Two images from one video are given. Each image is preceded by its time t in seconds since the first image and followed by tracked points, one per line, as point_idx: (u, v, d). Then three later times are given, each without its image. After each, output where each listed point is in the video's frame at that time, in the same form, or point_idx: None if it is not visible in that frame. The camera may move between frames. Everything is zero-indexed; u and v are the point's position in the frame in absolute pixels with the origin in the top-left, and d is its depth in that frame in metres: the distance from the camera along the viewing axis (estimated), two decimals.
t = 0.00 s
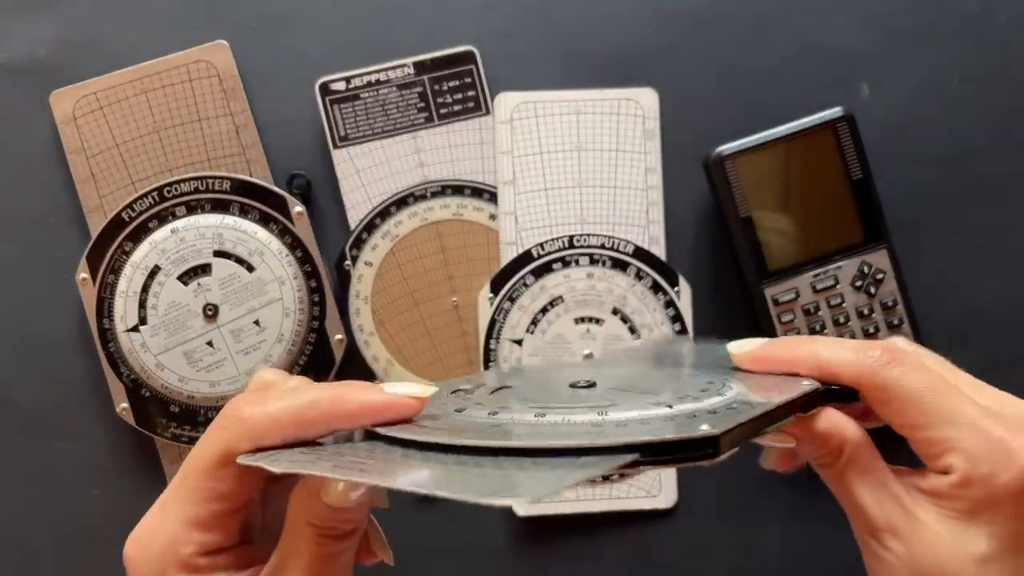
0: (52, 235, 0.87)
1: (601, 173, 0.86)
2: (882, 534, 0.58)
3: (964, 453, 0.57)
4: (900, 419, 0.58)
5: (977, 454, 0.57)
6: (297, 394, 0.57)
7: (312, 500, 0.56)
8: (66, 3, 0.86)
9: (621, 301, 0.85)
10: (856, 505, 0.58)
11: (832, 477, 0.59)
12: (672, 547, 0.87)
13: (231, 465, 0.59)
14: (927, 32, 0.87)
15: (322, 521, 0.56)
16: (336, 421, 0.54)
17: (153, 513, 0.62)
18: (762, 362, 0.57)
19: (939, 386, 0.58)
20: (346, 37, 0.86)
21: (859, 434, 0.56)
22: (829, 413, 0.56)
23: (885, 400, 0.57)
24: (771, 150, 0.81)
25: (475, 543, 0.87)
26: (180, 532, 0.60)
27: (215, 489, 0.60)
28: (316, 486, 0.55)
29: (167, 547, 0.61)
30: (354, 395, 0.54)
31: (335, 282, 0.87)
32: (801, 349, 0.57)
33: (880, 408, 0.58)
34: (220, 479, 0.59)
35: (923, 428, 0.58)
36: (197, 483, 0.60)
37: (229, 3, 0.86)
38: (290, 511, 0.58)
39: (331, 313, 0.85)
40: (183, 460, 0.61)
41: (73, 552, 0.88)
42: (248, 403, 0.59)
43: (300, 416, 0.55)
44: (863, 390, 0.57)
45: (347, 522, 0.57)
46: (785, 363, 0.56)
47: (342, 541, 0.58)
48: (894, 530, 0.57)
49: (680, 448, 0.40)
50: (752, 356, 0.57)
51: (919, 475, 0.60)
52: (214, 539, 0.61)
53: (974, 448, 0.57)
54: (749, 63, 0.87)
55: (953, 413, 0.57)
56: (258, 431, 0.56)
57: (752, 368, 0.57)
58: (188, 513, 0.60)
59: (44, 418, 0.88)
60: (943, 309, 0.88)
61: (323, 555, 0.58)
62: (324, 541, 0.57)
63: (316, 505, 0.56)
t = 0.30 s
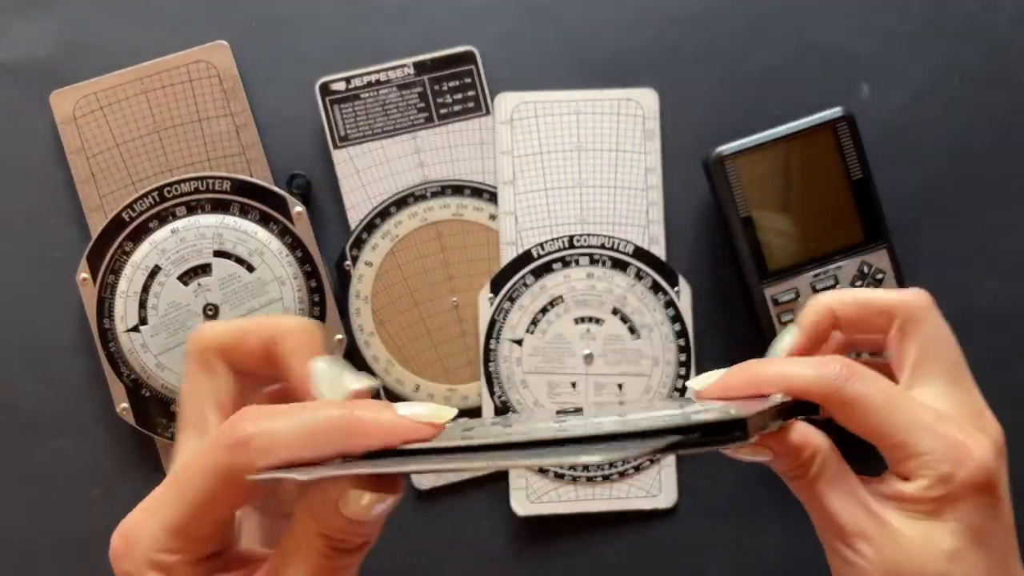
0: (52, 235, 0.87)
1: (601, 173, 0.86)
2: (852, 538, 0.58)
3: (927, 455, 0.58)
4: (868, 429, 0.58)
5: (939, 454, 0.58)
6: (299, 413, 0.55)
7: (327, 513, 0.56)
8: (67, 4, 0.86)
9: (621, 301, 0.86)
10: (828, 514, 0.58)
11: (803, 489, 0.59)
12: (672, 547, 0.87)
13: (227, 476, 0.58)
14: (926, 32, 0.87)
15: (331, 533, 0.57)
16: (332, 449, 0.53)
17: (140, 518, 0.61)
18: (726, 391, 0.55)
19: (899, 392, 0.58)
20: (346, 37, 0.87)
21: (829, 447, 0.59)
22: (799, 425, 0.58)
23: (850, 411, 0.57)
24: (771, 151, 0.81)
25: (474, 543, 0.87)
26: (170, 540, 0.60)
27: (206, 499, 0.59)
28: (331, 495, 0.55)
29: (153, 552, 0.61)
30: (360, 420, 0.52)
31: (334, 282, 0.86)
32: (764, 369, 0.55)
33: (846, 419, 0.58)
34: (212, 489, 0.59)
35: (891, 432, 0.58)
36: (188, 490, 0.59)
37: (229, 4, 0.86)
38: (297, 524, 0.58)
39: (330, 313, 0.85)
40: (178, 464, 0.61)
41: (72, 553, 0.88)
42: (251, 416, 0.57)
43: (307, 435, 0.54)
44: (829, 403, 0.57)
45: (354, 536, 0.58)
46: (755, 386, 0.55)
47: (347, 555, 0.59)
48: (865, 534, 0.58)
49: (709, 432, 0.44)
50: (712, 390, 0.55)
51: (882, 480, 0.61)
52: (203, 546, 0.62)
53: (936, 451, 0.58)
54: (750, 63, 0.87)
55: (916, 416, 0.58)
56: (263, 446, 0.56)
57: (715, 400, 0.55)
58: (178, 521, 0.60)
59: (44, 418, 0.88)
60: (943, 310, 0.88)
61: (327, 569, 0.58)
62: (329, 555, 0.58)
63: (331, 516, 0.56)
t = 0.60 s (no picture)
0: (52, 235, 0.87)
1: (601, 173, 0.86)
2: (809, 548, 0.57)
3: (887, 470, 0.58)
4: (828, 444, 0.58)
5: (899, 469, 0.58)
6: (219, 376, 0.59)
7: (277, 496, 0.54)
8: (67, 3, 0.86)
9: (621, 301, 0.86)
10: (787, 525, 0.57)
11: (765, 500, 0.58)
12: (672, 548, 0.87)
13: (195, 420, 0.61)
14: (927, 32, 0.87)
15: (290, 520, 0.54)
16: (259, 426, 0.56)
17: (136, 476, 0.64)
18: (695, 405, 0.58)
19: (860, 409, 0.58)
20: (346, 37, 0.86)
21: (793, 458, 0.57)
22: (764, 438, 0.56)
23: (811, 427, 0.58)
24: (772, 151, 0.81)
25: (474, 542, 0.87)
26: (154, 495, 0.62)
27: (181, 444, 0.62)
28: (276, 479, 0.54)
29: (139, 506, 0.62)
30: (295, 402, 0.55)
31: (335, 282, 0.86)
32: (731, 387, 0.58)
33: (808, 435, 0.58)
34: (186, 433, 0.61)
35: (851, 446, 0.58)
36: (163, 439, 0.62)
37: (229, 4, 0.86)
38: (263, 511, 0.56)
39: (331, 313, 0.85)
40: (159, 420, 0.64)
41: (72, 553, 0.88)
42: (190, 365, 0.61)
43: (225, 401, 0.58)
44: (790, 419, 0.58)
45: (316, 527, 0.54)
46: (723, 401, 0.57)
47: (314, 547, 0.55)
48: (823, 543, 0.57)
49: (678, 421, 0.43)
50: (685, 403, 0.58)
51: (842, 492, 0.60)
52: (191, 505, 0.62)
53: (894, 465, 0.58)
54: (750, 62, 0.87)
55: (875, 432, 0.58)
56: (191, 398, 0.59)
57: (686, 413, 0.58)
58: (161, 472, 0.62)
59: (44, 418, 0.88)
60: (943, 310, 0.88)
61: (291, 561, 0.55)
62: (293, 547, 0.55)
63: (283, 500, 0.53)
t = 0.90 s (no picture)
0: (52, 236, 0.87)
1: (601, 173, 0.86)
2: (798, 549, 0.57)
3: (876, 469, 0.58)
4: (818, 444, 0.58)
5: (889, 469, 0.58)
6: (203, 378, 0.59)
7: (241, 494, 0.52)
8: (67, 3, 0.86)
9: (621, 301, 0.85)
10: (777, 526, 0.57)
11: (754, 501, 0.57)
12: (672, 548, 0.87)
13: (171, 423, 0.61)
14: (927, 32, 0.87)
15: (255, 518, 0.52)
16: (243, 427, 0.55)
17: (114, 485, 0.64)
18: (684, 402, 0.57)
19: (849, 409, 0.58)
20: (346, 37, 0.86)
21: (784, 459, 0.56)
22: (755, 437, 0.55)
23: (802, 427, 0.57)
24: (772, 151, 0.81)
25: (474, 543, 0.87)
26: (132, 503, 0.62)
27: (156, 449, 0.62)
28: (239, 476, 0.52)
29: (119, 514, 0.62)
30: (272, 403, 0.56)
31: (335, 281, 0.86)
32: (724, 387, 0.58)
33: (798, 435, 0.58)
34: (162, 437, 0.61)
35: (841, 446, 0.58)
36: (138, 444, 0.62)
37: (229, 4, 0.86)
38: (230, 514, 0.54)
39: (331, 313, 0.85)
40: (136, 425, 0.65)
41: (72, 553, 0.88)
42: (171, 366, 0.61)
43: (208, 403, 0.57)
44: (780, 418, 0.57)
45: (286, 527, 0.52)
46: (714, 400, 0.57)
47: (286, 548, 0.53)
48: (814, 545, 0.57)
49: (674, 411, 0.41)
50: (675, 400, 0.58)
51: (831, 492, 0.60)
52: (167, 512, 0.62)
53: (883, 465, 0.58)
54: (750, 62, 0.87)
55: (865, 433, 0.58)
56: (170, 402, 0.59)
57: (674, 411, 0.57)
58: (138, 478, 0.62)
59: (44, 418, 0.88)
60: (943, 309, 0.87)
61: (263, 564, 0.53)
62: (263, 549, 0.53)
63: (248, 498, 0.52)
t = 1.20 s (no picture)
0: (52, 236, 0.87)
1: (601, 173, 0.86)
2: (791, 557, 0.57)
3: (868, 478, 0.58)
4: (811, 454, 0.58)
5: (882, 479, 0.58)
6: (204, 389, 0.59)
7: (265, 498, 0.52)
8: (67, 4, 0.86)
9: (621, 301, 0.85)
10: (772, 534, 0.57)
11: (748, 510, 0.57)
12: (672, 548, 0.87)
13: (173, 427, 0.61)
14: (928, 32, 0.87)
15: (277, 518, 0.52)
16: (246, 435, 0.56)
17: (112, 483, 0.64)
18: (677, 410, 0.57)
19: (842, 419, 0.58)
20: (346, 36, 0.86)
21: (777, 468, 0.57)
22: (749, 447, 0.56)
23: (796, 435, 0.57)
24: (771, 150, 0.81)
25: (474, 543, 0.87)
26: (131, 501, 0.62)
27: (158, 450, 0.62)
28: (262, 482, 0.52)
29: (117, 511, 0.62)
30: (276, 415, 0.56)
31: (336, 281, 0.86)
32: (718, 396, 0.58)
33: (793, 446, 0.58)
34: (165, 439, 0.61)
35: (835, 456, 0.58)
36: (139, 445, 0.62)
37: (229, 3, 0.86)
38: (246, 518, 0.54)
39: (331, 313, 0.85)
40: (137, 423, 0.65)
41: (73, 553, 0.88)
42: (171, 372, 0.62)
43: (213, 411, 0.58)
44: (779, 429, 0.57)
45: (304, 533, 0.53)
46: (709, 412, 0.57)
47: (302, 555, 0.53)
48: (808, 553, 0.57)
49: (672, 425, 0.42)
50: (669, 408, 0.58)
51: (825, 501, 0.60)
52: (168, 511, 0.62)
53: (876, 474, 0.58)
54: (750, 62, 0.87)
55: (858, 442, 0.58)
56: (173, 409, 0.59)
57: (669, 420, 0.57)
58: (138, 478, 0.62)
59: (44, 419, 0.88)
60: (943, 309, 0.87)
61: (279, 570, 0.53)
62: (280, 557, 0.53)
63: (271, 503, 0.51)
